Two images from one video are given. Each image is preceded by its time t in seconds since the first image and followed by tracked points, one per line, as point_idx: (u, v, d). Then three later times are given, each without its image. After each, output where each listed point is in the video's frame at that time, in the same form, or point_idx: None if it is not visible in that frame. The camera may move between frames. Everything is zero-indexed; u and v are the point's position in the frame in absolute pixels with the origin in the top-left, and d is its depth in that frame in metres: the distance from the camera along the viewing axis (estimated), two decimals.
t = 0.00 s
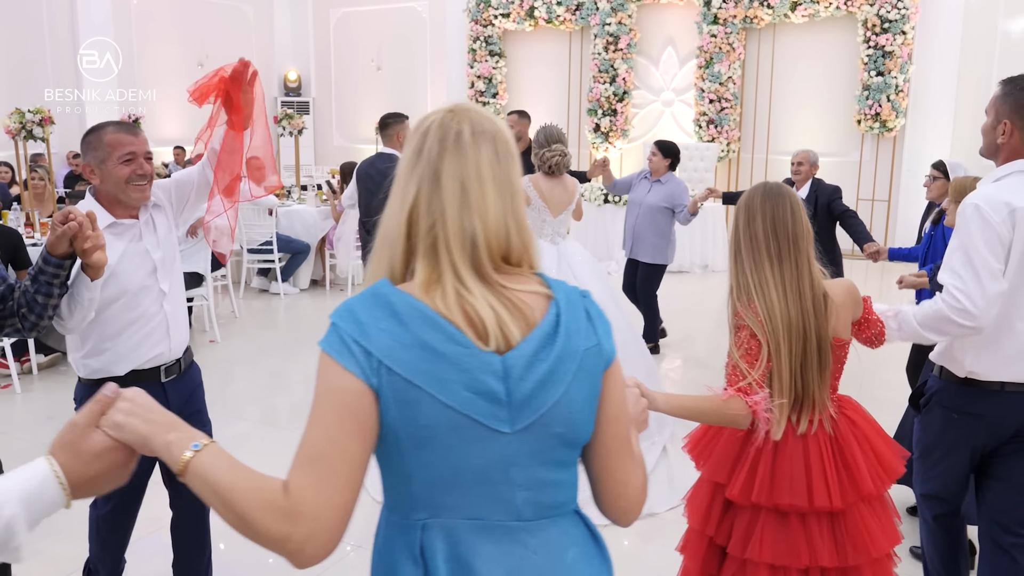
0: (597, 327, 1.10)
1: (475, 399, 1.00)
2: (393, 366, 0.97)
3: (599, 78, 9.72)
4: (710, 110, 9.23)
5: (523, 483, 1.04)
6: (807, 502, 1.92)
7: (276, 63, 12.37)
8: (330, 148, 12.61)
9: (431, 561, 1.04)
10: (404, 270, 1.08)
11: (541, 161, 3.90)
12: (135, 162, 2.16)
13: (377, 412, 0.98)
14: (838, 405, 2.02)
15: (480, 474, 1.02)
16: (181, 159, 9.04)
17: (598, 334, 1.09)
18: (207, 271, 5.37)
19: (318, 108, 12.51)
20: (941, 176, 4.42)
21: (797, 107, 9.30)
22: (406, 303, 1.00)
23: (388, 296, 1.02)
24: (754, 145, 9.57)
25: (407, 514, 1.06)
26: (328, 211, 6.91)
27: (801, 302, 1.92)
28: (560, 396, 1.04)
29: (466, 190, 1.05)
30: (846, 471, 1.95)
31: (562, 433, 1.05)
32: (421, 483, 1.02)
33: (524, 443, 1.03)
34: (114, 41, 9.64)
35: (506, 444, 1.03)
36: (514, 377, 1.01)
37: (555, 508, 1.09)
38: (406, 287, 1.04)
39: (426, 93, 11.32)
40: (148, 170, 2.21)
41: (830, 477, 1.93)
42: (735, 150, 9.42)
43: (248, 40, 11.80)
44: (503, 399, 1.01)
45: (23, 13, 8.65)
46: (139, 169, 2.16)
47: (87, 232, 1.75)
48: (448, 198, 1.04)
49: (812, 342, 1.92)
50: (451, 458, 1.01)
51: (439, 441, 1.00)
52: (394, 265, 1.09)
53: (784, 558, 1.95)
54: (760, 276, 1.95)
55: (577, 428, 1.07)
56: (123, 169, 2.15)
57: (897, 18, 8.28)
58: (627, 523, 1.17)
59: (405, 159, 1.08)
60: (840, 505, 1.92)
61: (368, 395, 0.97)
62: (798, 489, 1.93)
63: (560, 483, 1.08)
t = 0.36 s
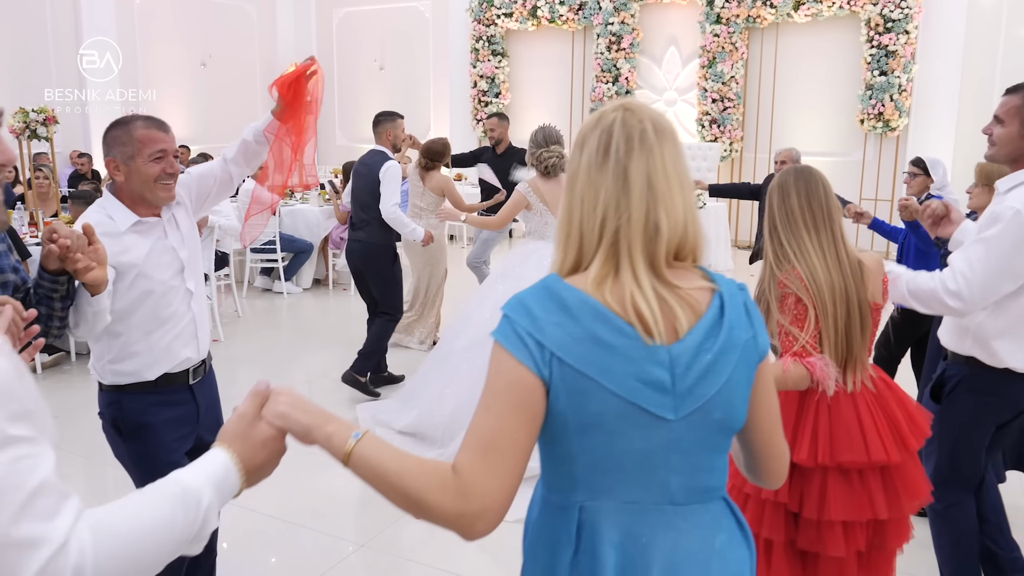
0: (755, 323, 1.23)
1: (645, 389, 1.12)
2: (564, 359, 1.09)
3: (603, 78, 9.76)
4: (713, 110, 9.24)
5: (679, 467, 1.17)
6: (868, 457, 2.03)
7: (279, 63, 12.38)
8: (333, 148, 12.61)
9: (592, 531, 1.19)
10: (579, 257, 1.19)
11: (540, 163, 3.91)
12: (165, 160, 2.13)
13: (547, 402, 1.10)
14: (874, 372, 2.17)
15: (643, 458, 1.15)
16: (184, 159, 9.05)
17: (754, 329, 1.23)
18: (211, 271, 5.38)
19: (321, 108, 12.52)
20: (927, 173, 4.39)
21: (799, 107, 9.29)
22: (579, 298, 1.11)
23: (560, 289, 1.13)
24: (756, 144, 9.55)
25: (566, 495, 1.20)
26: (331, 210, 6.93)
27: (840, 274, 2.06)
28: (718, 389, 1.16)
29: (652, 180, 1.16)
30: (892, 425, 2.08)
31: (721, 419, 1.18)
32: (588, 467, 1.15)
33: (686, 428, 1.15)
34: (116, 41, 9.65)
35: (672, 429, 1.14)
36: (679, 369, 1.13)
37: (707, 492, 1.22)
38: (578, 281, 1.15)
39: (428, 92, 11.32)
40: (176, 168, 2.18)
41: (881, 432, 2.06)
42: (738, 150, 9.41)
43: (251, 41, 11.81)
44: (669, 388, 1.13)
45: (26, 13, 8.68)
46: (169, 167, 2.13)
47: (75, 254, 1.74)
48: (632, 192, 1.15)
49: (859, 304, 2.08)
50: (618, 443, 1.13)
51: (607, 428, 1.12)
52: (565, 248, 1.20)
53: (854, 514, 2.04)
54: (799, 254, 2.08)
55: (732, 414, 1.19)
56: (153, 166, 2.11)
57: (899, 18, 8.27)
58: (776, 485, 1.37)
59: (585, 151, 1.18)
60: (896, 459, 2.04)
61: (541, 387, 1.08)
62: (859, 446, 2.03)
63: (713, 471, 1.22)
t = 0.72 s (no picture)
0: (842, 317, 1.38)
1: (742, 376, 1.27)
2: (673, 347, 1.25)
3: (605, 77, 9.75)
4: (716, 110, 9.23)
5: (773, 449, 1.33)
6: (905, 444, 2.15)
7: (282, 63, 12.40)
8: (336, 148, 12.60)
9: (691, 501, 1.37)
10: (680, 255, 1.37)
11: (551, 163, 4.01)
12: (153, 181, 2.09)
13: (657, 389, 1.26)
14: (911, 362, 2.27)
15: (737, 439, 1.31)
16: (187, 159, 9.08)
17: (841, 324, 1.38)
18: (215, 272, 5.38)
19: (324, 108, 12.54)
20: (898, 177, 4.30)
21: (803, 107, 9.28)
22: (686, 293, 1.28)
23: (667, 283, 1.30)
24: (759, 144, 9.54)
25: (667, 471, 1.37)
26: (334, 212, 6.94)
27: (868, 271, 2.15)
28: (808, 379, 1.31)
29: (756, 184, 1.32)
30: (926, 414, 2.17)
31: (811, 405, 1.33)
32: (689, 447, 1.32)
33: (779, 414, 1.31)
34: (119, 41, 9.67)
35: (766, 415, 1.30)
36: (775, 359, 1.28)
37: (794, 472, 1.37)
38: (684, 278, 1.32)
39: (431, 92, 11.33)
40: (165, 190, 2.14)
41: (920, 420, 2.16)
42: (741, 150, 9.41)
43: (255, 41, 11.83)
44: (765, 377, 1.28)
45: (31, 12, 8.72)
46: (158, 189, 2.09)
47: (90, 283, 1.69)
48: (738, 196, 1.32)
49: (889, 300, 2.16)
50: (717, 424, 1.30)
51: (708, 410, 1.29)
52: (667, 246, 1.38)
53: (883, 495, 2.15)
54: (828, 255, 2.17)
55: (821, 401, 1.35)
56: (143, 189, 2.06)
57: (904, 18, 8.25)
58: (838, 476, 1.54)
59: (682, 163, 1.36)
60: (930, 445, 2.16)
61: (653, 372, 1.25)
62: (897, 433, 2.14)
63: (800, 453, 1.37)
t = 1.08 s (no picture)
0: (912, 310, 1.38)
1: (819, 360, 1.30)
2: (756, 331, 1.28)
3: (605, 79, 9.74)
4: (717, 112, 9.22)
5: (847, 431, 1.35)
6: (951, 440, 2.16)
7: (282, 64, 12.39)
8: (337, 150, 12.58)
9: (768, 480, 1.40)
10: (756, 251, 1.40)
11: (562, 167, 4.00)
12: (110, 202, 1.88)
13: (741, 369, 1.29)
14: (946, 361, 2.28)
15: (816, 419, 1.33)
16: (188, 161, 9.07)
17: (913, 315, 1.38)
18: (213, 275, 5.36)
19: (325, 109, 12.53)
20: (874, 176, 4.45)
21: (803, 109, 9.27)
22: (765, 282, 1.31)
23: (749, 275, 1.33)
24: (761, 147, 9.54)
25: (746, 446, 1.40)
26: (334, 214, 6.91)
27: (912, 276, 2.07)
28: (882, 363, 1.33)
29: (833, 193, 1.33)
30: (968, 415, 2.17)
31: (884, 388, 1.34)
32: (770, 425, 1.35)
33: (853, 396, 1.33)
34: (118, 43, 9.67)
35: (840, 396, 1.32)
36: (850, 345, 1.30)
37: (869, 451, 1.39)
38: (762, 270, 1.35)
39: (431, 95, 11.34)
40: (130, 210, 1.93)
41: (963, 415, 2.18)
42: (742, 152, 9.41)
43: (255, 42, 11.81)
44: (840, 360, 1.30)
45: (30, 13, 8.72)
46: (114, 212, 1.88)
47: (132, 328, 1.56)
48: (814, 201, 1.33)
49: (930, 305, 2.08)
50: (795, 405, 1.32)
51: (786, 392, 1.31)
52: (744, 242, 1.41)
53: (933, 490, 2.19)
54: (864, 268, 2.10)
55: (893, 385, 1.36)
56: (96, 211, 1.87)
57: (904, 20, 8.26)
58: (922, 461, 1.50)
59: (764, 165, 1.38)
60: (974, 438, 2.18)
61: (738, 353, 1.28)
62: (942, 429, 2.16)
63: (874, 433, 1.38)
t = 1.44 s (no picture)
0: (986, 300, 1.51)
1: (923, 351, 1.41)
2: (870, 326, 1.38)
3: (606, 80, 9.75)
4: (718, 112, 9.24)
5: (940, 415, 1.46)
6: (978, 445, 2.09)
7: (283, 64, 12.40)
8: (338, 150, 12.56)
9: (869, 466, 1.49)
10: (853, 248, 1.48)
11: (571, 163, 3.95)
12: (135, 210, 2.01)
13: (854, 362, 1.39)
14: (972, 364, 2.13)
15: (915, 407, 1.44)
16: (188, 162, 9.08)
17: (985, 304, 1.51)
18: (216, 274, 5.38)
19: (326, 110, 12.53)
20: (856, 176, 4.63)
21: (803, 109, 9.28)
22: (874, 281, 1.40)
23: (857, 272, 1.42)
24: (761, 147, 9.56)
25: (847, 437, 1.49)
26: (336, 214, 6.90)
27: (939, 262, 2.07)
28: (969, 350, 1.45)
29: (924, 194, 1.44)
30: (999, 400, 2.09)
31: (967, 375, 1.47)
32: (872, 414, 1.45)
33: (946, 383, 1.44)
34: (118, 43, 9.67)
35: (937, 384, 1.43)
36: (946, 336, 1.42)
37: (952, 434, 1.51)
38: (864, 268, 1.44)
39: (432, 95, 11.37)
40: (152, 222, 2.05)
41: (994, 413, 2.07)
42: (743, 152, 9.42)
43: (256, 43, 11.83)
44: (939, 351, 1.41)
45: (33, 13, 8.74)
46: (139, 217, 2.01)
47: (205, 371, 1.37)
48: (909, 201, 1.43)
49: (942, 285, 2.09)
50: (898, 395, 1.43)
51: (891, 382, 1.42)
52: (839, 238, 1.50)
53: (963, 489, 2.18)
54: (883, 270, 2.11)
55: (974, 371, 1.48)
56: (122, 217, 1.99)
57: (905, 21, 8.29)
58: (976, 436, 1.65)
59: (855, 163, 1.48)
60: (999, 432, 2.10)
61: (854, 347, 1.37)
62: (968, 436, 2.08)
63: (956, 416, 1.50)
